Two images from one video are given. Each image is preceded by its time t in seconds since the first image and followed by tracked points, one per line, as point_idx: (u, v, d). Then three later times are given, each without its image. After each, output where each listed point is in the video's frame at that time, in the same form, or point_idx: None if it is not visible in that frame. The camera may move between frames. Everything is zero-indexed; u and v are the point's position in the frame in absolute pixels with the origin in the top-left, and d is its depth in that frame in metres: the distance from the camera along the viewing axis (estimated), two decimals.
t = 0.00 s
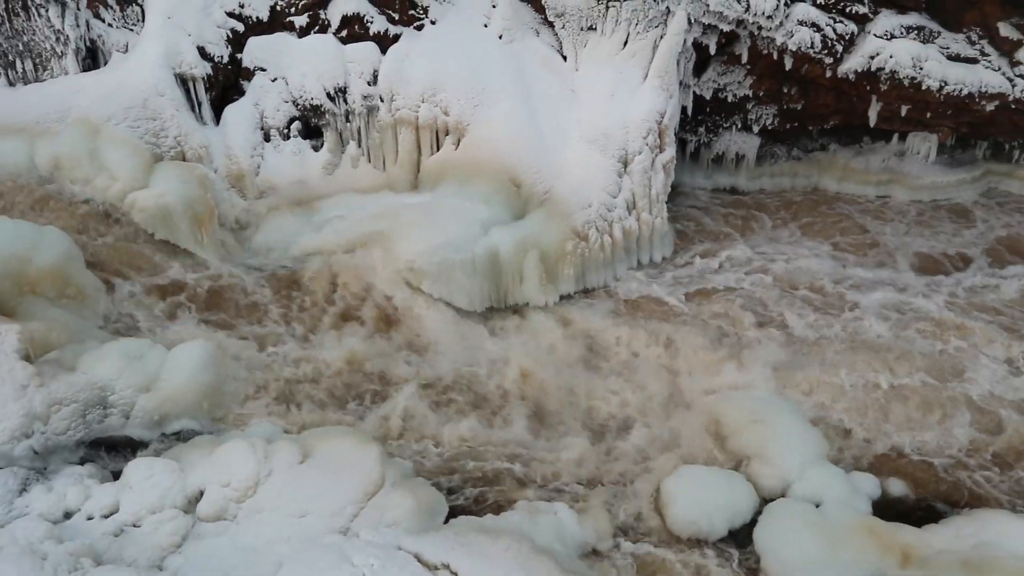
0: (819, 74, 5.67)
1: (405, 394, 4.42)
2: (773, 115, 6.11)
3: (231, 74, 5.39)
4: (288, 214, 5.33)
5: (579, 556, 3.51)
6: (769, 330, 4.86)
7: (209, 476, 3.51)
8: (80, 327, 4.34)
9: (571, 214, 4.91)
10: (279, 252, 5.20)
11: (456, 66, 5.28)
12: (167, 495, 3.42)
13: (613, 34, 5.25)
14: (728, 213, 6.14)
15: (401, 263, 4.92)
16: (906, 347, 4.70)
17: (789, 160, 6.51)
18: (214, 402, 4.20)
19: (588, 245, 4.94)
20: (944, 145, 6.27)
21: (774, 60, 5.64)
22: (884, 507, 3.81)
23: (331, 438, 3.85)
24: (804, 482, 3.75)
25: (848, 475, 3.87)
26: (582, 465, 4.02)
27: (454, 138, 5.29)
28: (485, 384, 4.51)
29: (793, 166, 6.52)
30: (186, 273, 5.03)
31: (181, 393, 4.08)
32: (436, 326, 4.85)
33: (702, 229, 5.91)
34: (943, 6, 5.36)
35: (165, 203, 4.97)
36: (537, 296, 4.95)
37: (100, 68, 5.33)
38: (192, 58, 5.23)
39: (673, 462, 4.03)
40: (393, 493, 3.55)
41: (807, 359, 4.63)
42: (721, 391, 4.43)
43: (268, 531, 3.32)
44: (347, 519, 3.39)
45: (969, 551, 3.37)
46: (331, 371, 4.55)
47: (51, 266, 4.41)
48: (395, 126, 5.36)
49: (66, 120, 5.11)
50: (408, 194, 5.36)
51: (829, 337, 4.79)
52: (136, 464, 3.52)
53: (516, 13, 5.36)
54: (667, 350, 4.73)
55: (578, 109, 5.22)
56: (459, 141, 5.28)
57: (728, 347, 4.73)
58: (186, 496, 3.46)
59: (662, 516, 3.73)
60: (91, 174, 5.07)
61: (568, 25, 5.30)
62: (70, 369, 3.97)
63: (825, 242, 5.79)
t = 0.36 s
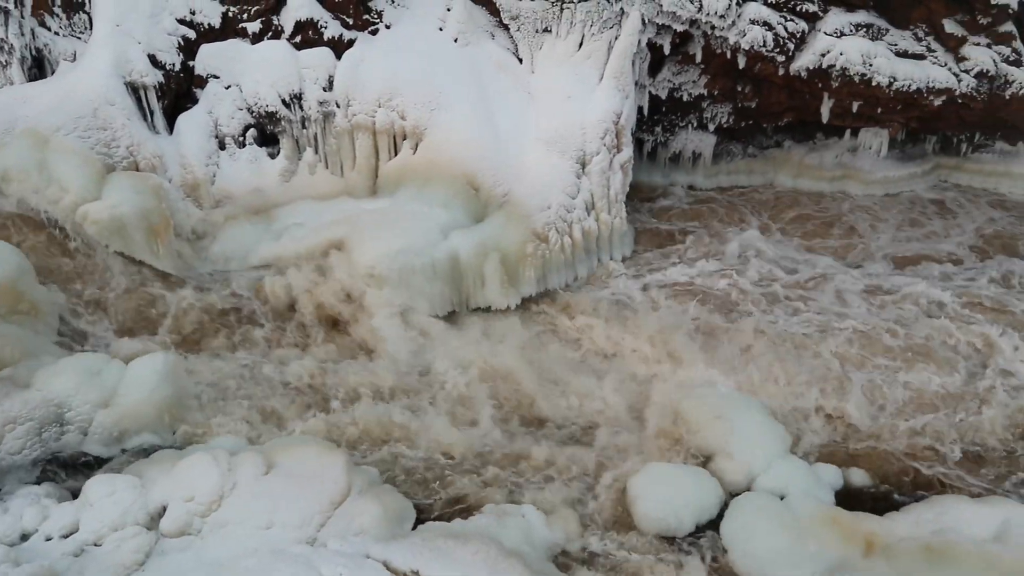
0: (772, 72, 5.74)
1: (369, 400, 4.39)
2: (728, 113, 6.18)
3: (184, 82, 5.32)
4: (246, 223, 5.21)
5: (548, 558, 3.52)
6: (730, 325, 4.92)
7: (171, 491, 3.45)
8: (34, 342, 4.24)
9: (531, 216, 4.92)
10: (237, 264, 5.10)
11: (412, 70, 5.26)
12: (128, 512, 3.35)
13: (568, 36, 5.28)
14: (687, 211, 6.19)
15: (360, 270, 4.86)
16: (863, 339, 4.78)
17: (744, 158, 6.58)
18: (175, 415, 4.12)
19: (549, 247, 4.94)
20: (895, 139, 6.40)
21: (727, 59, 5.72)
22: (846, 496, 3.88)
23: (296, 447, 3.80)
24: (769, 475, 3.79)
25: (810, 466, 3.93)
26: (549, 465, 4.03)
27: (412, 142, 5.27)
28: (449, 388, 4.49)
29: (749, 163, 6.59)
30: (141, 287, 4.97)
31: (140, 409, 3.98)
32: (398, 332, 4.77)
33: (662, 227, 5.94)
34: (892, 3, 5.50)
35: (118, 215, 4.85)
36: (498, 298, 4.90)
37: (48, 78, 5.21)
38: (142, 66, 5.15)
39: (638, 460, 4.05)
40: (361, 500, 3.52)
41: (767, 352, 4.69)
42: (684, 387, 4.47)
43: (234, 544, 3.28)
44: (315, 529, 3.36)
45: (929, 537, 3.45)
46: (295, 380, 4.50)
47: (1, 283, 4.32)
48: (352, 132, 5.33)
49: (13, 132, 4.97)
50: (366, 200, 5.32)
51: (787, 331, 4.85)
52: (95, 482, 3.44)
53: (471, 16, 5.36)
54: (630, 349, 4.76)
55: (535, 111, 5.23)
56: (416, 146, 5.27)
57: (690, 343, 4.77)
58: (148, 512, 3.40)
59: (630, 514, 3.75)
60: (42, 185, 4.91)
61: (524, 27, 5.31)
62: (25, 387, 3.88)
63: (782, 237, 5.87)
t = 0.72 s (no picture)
0: (721, 75, 5.82)
1: (329, 413, 4.35)
2: (679, 116, 6.24)
3: (131, 95, 5.20)
4: (196, 238, 5.17)
5: (514, 566, 3.51)
6: (687, 326, 4.97)
7: (128, 515, 3.38)
8: None
9: (486, 224, 4.93)
10: (190, 279, 5.08)
11: (363, 80, 5.23)
12: (84, 538, 3.27)
13: (519, 42, 5.29)
14: (642, 214, 6.24)
15: (316, 282, 4.83)
16: (817, 336, 4.87)
17: (696, 160, 6.66)
18: (130, 437, 4.04)
19: (505, 254, 4.96)
20: (842, 138, 6.54)
21: (677, 63, 5.78)
22: (806, 491, 3.93)
23: (256, 464, 3.75)
24: (730, 474, 3.83)
25: (770, 464, 3.98)
26: (513, 472, 4.02)
27: (365, 153, 5.25)
28: (410, 399, 4.47)
29: (701, 165, 6.67)
30: (91, 308, 4.89)
31: (93, 432, 3.91)
32: (357, 344, 4.74)
33: (618, 230, 5.99)
34: (834, 5, 5.66)
35: (64, 233, 4.77)
36: (456, 306, 4.93)
37: None
38: (87, 81, 5.02)
39: (601, 463, 4.07)
40: (324, 516, 3.48)
41: (725, 352, 4.75)
42: (644, 389, 4.51)
43: (195, 565, 3.22)
44: (278, 547, 3.32)
45: (889, 528, 3.53)
46: (251, 394, 4.44)
47: None
48: (305, 143, 5.28)
49: None
50: (321, 212, 5.28)
51: (743, 330, 4.92)
52: (48, 509, 3.35)
53: (421, 25, 5.35)
54: (589, 352, 4.77)
55: (487, 118, 5.23)
56: (370, 156, 5.24)
57: (649, 345, 4.81)
58: (104, 537, 3.32)
59: (594, 518, 3.76)
60: None
61: (474, 35, 5.31)
62: None
63: (736, 237, 5.95)
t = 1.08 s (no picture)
0: (671, 80, 5.88)
1: (289, 427, 4.30)
2: (632, 122, 6.29)
3: (76, 111, 5.11)
4: (149, 254, 5.10)
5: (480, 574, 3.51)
6: (645, 329, 5.01)
7: (83, 540, 3.31)
8: None
9: (442, 233, 4.92)
10: (143, 296, 4.96)
11: (315, 91, 5.19)
12: (37, 566, 3.19)
13: (470, 51, 5.31)
14: (599, 220, 6.28)
15: (272, 296, 4.72)
16: (772, 336, 4.94)
17: (649, 165, 6.71)
18: (83, 460, 3.97)
19: (462, 263, 4.95)
20: (792, 140, 6.65)
21: (628, 69, 5.84)
22: (767, 490, 3.98)
23: (215, 483, 3.69)
24: (692, 475, 3.87)
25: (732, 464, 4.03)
26: (476, 480, 4.01)
27: (319, 165, 5.21)
28: (371, 410, 4.43)
29: (654, 169, 6.73)
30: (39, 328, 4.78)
31: (44, 455, 3.86)
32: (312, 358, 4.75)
33: (575, 236, 6.02)
34: (780, 10, 5.78)
35: (9, 250, 4.67)
36: (414, 317, 4.89)
37: None
38: (30, 96, 4.91)
39: (564, 468, 4.07)
40: (287, 532, 3.44)
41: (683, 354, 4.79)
42: (604, 394, 4.53)
43: None
44: (239, 566, 3.27)
45: (849, 522, 3.59)
46: (210, 412, 4.36)
47: None
48: (257, 156, 5.22)
49: None
50: (275, 225, 5.23)
51: (701, 332, 4.97)
52: None
53: (372, 35, 5.34)
54: (549, 359, 4.78)
55: (441, 127, 5.22)
56: (323, 168, 5.20)
57: (608, 349, 4.84)
58: (58, 564, 3.24)
59: (558, 523, 3.77)
60: None
61: (426, 44, 5.32)
62: None
63: (691, 240, 6.02)
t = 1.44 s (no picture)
0: (614, 88, 5.94)
1: (238, 447, 4.22)
2: (576, 130, 6.32)
3: (8, 131, 5.00)
4: (91, 277, 4.97)
5: None
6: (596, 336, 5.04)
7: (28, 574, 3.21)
8: None
9: (390, 246, 4.89)
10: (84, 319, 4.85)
11: (257, 106, 5.14)
12: None
13: (413, 63, 5.31)
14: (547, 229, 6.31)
15: (217, 315, 4.63)
16: (721, 339, 5.01)
17: (595, 173, 6.76)
18: (25, 490, 3.87)
19: (411, 276, 4.93)
20: (733, 145, 6.77)
21: (570, 78, 5.89)
22: (721, 490, 4.02)
23: (165, 508, 3.61)
24: (648, 479, 3.90)
25: (686, 466, 4.06)
26: (432, 493, 3.98)
27: (263, 180, 5.14)
28: (322, 427, 4.36)
29: (600, 177, 6.78)
30: None
31: None
32: (265, 379, 4.58)
33: (523, 245, 6.04)
34: (717, 19, 5.96)
35: None
36: (364, 331, 4.86)
37: None
38: None
39: (520, 478, 4.06)
40: (241, 556, 3.38)
41: (634, 360, 4.83)
42: (557, 402, 4.54)
43: None
44: None
45: (801, 519, 3.64)
46: (157, 436, 4.26)
47: None
48: (199, 173, 5.14)
49: None
50: (220, 243, 5.15)
51: (651, 338, 5.02)
52: None
53: (314, 49, 5.32)
54: (502, 369, 4.76)
55: (386, 140, 5.20)
56: (268, 184, 5.14)
57: (560, 357, 4.86)
58: None
59: (516, 533, 3.76)
60: None
61: (368, 57, 5.30)
62: None
63: (639, 246, 6.07)
